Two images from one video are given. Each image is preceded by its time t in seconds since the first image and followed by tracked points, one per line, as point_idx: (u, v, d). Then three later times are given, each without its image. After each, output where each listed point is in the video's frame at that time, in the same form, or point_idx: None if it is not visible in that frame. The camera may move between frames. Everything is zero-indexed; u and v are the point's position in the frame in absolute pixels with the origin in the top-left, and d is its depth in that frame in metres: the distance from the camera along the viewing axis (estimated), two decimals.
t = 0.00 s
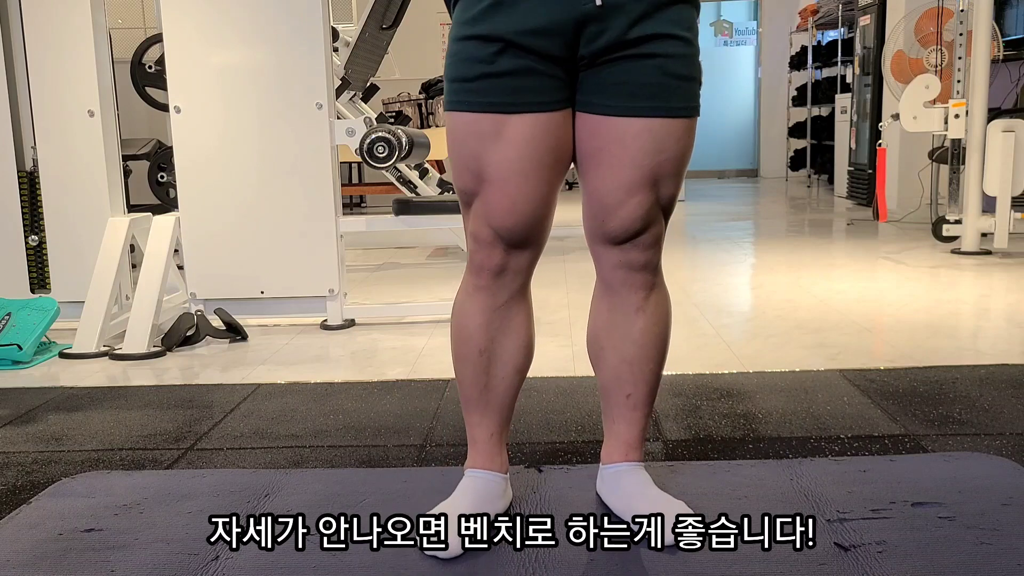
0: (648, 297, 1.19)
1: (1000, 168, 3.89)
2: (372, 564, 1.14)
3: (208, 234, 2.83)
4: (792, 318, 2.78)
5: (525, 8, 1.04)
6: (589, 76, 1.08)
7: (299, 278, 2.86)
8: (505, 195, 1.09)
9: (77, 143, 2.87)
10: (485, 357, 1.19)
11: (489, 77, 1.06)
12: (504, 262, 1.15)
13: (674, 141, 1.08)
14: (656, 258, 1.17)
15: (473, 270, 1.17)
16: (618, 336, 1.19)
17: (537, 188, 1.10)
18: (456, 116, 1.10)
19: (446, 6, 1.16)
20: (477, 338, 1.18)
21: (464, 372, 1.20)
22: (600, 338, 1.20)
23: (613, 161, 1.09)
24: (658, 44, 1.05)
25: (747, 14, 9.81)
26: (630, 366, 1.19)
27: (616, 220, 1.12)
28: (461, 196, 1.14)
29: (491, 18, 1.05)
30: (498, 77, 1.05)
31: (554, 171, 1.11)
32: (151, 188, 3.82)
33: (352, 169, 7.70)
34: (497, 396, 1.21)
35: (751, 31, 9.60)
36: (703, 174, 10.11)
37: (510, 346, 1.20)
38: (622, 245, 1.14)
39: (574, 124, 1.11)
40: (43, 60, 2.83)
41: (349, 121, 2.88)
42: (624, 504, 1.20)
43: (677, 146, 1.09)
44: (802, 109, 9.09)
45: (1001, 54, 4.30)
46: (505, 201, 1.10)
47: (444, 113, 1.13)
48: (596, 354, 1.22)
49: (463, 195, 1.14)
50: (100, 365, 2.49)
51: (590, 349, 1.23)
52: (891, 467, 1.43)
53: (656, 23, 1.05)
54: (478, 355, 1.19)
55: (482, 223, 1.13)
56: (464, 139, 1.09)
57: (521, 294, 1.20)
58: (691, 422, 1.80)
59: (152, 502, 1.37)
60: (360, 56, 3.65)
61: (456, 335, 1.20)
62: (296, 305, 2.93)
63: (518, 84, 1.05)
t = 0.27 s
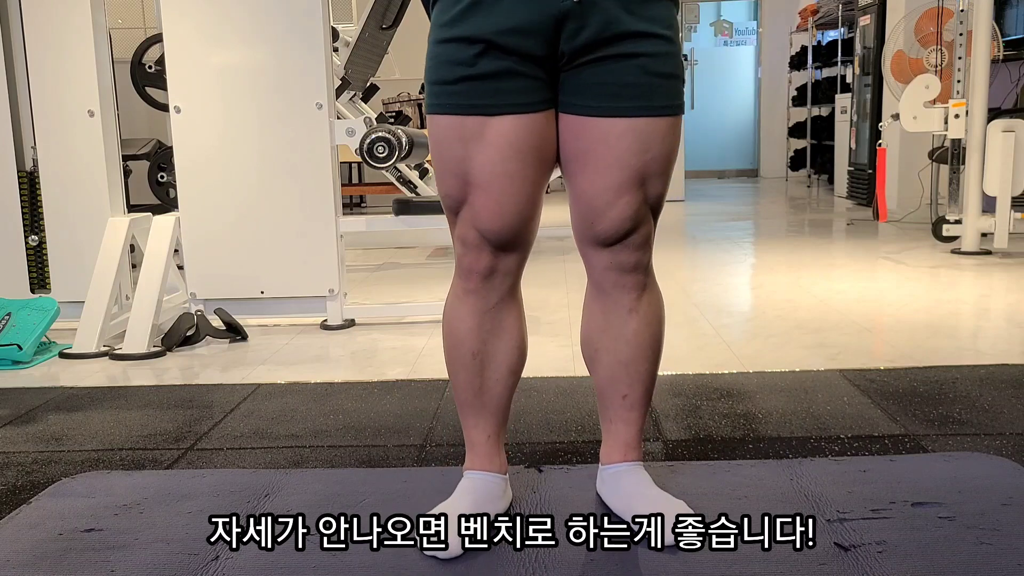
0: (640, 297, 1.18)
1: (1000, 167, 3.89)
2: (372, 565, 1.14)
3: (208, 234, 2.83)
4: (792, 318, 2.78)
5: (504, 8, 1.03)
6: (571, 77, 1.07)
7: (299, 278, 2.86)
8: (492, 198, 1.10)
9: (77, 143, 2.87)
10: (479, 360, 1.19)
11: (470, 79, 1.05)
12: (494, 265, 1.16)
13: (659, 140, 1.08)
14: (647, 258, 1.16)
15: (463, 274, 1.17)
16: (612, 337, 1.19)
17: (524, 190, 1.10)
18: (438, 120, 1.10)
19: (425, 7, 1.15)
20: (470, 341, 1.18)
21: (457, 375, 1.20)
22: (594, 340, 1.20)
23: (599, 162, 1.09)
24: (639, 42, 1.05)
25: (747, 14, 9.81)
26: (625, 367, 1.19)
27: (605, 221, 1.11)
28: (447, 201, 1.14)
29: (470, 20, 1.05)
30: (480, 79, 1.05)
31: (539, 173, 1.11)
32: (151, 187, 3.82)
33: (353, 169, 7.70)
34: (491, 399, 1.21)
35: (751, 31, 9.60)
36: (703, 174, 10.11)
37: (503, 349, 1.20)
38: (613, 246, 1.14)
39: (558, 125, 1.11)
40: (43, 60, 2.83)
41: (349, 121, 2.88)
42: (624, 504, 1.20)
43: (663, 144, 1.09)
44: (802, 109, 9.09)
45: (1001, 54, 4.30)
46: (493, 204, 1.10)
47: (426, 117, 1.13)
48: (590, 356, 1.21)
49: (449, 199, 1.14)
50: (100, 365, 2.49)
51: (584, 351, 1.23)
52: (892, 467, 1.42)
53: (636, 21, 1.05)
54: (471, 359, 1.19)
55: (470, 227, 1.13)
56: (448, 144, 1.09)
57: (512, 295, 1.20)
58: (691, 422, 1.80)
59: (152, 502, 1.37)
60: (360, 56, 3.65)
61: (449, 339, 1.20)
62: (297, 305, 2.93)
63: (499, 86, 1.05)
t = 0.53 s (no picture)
0: (637, 296, 1.18)
1: (1000, 167, 3.89)
2: (371, 565, 1.14)
3: (207, 234, 2.83)
4: (792, 318, 2.79)
5: (493, 9, 1.03)
6: (561, 77, 1.07)
7: (300, 278, 2.86)
8: (485, 199, 1.10)
9: (77, 143, 2.87)
10: (475, 360, 1.19)
11: (460, 80, 1.05)
12: (490, 264, 1.16)
13: (650, 140, 1.08)
14: (642, 257, 1.16)
15: (458, 274, 1.17)
16: (609, 337, 1.19)
17: (517, 190, 1.10)
18: (430, 121, 1.10)
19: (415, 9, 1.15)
20: (466, 342, 1.18)
21: (454, 376, 1.20)
22: (591, 339, 1.20)
23: (591, 163, 1.09)
24: (628, 42, 1.05)
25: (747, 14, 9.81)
26: (622, 366, 1.19)
27: (599, 221, 1.11)
28: (441, 201, 1.14)
29: (459, 21, 1.05)
30: (470, 80, 1.05)
31: (532, 173, 1.11)
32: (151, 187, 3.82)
33: (352, 169, 7.70)
34: (489, 399, 1.21)
35: (751, 31, 9.60)
36: (703, 174, 10.11)
37: (500, 349, 1.20)
38: (607, 245, 1.14)
39: (549, 126, 1.11)
40: (43, 60, 2.83)
41: (349, 121, 2.88)
42: (624, 505, 1.21)
43: (655, 144, 1.09)
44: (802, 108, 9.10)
45: (1001, 54, 4.30)
46: (486, 205, 1.10)
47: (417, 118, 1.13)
48: (587, 356, 1.21)
49: (442, 200, 1.14)
50: (100, 365, 2.49)
51: (581, 352, 1.23)
52: (892, 467, 1.43)
53: (626, 21, 1.04)
54: (468, 360, 1.19)
55: (465, 228, 1.13)
56: (440, 145, 1.09)
57: (507, 295, 1.20)
58: (691, 422, 1.80)
59: (152, 502, 1.37)
60: (360, 56, 3.65)
61: (445, 340, 1.20)
62: (297, 305, 2.93)
63: (489, 87, 1.05)
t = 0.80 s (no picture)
0: (635, 296, 1.18)
1: (999, 167, 3.89)
2: (371, 565, 1.14)
3: (208, 234, 2.83)
4: (792, 318, 2.79)
5: (490, 9, 1.03)
6: (558, 78, 1.07)
7: (300, 278, 2.86)
8: (484, 200, 1.10)
9: (77, 143, 2.87)
10: (475, 361, 1.19)
11: (458, 81, 1.05)
12: (489, 265, 1.16)
13: (648, 140, 1.08)
14: (640, 256, 1.16)
15: (457, 275, 1.17)
16: (608, 337, 1.19)
17: (516, 190, 1.10)
18: (428, 122, 1.10)
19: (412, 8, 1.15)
20: (466, 342, 1.18)
21: (454, 376, 1.20)
22: (590, 340, 1.20)
23: (588, 164, 1.09)
24: (625, 42, 1.05)
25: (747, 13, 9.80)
26: (621, 366, 1.19)
27: (597, 221, 1.11)
28: (439, 202, 1.14)
29: (456, 21, 1.05)
30: (467, 81, 1.05)
31: (530, 173, 1.11)
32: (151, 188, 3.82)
33: (352, 169, 7.70)
34: (488, 399, 1.21)
35: (751, 31, 9.60)
36: (703, 174, 10.11)
37: (499, 348, 1.20)
38: (605, 246, 1.14)
39: (547, 126, 1.11)
40: (43, 60, 2.83)
41: (349, 121, 2.88)
42: (624, 506, 1.21)
43: (653, 144, 1.09)
44: (802, 108, 9.10)
45: (1001, 54, 4.30)
46: (485, 206, 1.10)
47: (415, 118, 1.13)
48: (586, 356, 1.21)
49: (441, 201, 1.14)
50: (100, 365, 2.49)
51: (580, 352, 1.23)
52: (892, 467, 1.42)
53: (622, 20, 1.04)
54: (467, 360, 1.19)
55: (464, 228, 1.13)
56: (439, 145, 1.09)
57: (507, 294, 1.20)
58: (691, 422, 1.80)
59: (152, 502, 1.37)
60: (360, 56, 3.65)
61: (444, 340, 1.20)
62: (297, 305, 2.93)
63: (486, 87, 1.05)
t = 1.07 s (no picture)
0: (635, 295, 1.18)
1: (1000, 167, 3.89)
2: (371, 565, 1.14)
3: (208, 234, 2.83)
4: (791, 317, 2.79)
5: (489, 9, 1.03)
6: (558, 78, 1.07)
7: (300, 278, 2.86)
8: (484, 200, 1.10)
9: (77, 143, 2.87)
10: (475, 361, 1.19)
11: (457, 81, 1.05)
12: (488, 265, 1.16)
13: (647, 141, 1.08)
14: (639, 256, 1.16)
15: (457, 275, 1.17)
16: (607, 337, 1.19)
17: (516, 191, 1.10)
18: (427, 122, 1.10)
19: (411, 9, 1.15)
20: (466, 342, 1.18)
21: (454, 376, 1.20)
22: (590, 340, 1.20)
23: (587, 164, 1.09)
24: (624, 42, 1.04)
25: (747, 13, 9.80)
26: (621, 367, 1.19)
27: (596, 222, 1.11)
28: (439, 203, 1.14)
29: (456, 21, 1.05)
30: (466, 81, 1.05)
31: (529, 173, 1.11)
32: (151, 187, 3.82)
33: (352, 169, 7.70)
34: (488, 399, 1.21)
35: (751, 31, 9.60)
36: (703, 174, 10.11)
37: (499, 348, 1.20)
38: (605, 246, 1.14)
39: (546, 127, 1.11)
40: (43, 60, 2.83)
41: (349, 121, 2.87)
42: (624, 505, 1.20)
43: (652, 145, 1.09)
44: (802, 108, 9.10)
45: (1001, 54, 4.30)
46: (485, 206, 1.10)
47: (415, 118, 1.13)
48: (586, 356, 1.21)
49: (441, 202, 1.13)
50: (100, 365, 2.49)
51: (580, 352, 1.23)
52: (892, 467, 1.42)
53: (622, 20, 1.04)
54: (467, 360, 1.19)
55: (463, 228, 1.13)
56: (438, 146, 1.09)
57: (506, 294, 1.20)
58: (691, 422, 1.80)
59: (152, 502, 1.37)
60: (360, 56, 3.65)
61: (444, 340, 1.20)
62: (297, 305, 2.93)
63: (485, 88, 1.05)
